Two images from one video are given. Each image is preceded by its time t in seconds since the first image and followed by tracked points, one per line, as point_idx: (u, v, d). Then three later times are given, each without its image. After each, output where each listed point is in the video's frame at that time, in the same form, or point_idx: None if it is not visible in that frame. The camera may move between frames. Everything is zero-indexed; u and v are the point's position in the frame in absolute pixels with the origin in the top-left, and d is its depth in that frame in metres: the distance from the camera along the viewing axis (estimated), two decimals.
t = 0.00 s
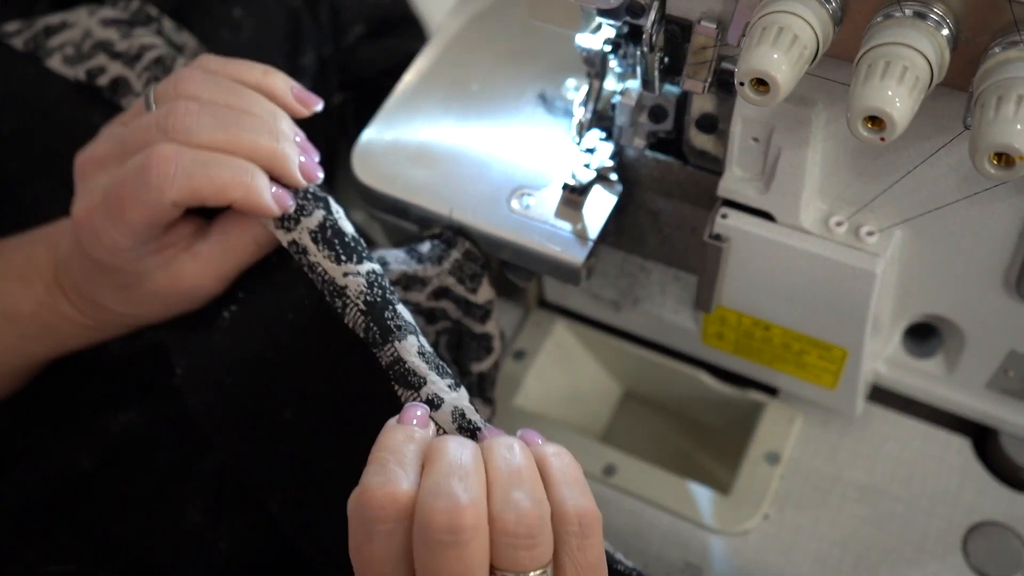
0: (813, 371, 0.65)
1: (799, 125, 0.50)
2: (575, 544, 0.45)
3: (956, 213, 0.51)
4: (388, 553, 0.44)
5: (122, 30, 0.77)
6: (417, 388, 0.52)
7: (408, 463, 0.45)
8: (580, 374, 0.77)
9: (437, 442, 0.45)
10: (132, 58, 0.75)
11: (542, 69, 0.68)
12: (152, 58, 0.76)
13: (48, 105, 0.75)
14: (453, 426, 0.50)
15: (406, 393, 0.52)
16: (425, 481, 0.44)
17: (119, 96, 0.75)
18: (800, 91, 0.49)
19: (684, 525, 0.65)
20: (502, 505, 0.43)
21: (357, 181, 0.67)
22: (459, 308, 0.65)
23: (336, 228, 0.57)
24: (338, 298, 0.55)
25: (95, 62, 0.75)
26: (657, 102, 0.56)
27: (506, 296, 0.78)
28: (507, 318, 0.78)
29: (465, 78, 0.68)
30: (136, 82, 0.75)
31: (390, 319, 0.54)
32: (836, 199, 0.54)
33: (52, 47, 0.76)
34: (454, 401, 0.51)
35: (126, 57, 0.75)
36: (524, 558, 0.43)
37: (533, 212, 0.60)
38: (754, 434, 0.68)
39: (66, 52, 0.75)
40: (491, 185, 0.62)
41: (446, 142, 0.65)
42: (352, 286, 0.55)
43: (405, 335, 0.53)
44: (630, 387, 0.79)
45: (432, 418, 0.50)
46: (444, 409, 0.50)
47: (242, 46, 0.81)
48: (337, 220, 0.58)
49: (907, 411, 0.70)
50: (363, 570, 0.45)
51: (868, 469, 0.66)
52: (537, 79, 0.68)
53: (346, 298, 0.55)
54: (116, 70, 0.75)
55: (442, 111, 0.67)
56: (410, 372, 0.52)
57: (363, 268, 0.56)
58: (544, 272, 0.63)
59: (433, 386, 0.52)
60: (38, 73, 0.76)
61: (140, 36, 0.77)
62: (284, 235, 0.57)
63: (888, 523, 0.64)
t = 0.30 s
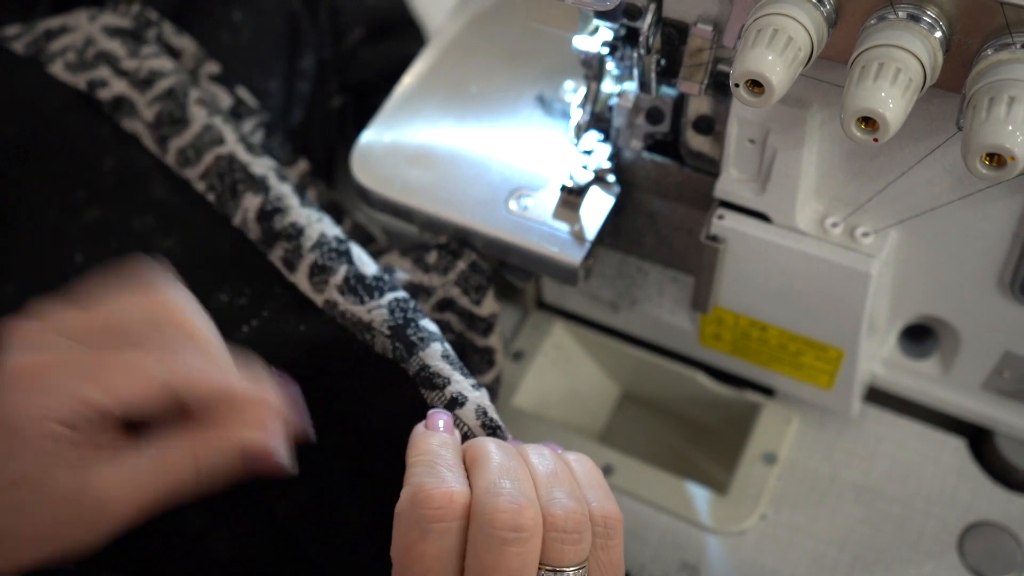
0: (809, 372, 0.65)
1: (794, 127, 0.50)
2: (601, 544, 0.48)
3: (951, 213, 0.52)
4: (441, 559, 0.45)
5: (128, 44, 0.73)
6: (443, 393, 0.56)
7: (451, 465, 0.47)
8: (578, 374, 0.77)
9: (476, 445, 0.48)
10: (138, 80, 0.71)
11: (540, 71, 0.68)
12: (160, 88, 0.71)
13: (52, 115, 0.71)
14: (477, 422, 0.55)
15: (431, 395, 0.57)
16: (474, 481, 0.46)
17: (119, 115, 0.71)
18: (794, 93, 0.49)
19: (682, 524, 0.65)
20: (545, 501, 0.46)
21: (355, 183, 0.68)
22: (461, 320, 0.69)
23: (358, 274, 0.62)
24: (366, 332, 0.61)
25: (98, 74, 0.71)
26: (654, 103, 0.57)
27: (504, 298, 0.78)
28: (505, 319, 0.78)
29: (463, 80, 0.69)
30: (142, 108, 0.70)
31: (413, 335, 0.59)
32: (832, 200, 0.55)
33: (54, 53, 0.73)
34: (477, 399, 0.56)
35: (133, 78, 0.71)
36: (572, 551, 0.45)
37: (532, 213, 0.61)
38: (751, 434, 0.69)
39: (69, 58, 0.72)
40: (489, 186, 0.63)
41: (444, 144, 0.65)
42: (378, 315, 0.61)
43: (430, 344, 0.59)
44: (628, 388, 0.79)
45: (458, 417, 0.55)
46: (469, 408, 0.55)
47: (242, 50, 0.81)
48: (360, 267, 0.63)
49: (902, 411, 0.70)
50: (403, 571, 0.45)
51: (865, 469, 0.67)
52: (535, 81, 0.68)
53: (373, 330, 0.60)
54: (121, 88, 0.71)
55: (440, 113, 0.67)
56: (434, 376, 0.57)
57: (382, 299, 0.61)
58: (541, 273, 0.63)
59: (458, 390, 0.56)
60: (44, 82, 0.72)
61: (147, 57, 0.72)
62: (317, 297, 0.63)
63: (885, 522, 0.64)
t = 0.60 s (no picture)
0: (809, 373, 0.65)
1: (792, 128, 0.51)
2: (580, 546, 0.49)
3: (948, 214, 0.52)
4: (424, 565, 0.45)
5: (129, 46, 0.73)
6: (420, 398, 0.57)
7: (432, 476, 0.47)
8: (578, 376, 0.77)
9: (455, 451, 0.48)
10: (139, 82, 0.71)
11: (539, 74, 0.69)
12: (160, 89, 0.71)
13: (53, 117, 0.72)
14: (452, 432, 0.56)
15: (408, 401, 0.57)
16: (456, 489, 0.46)
17: (119, 116, 0.71)
18: (793, 95, 0.49)
19: (681, 524, 0.66)
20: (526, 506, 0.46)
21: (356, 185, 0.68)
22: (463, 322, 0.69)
23: (347, 278, 0.62)
24: (350, 333, 0.60)
25: (99, 75, 0.72)
26: (654, 105, 0.57)
27: (505, 299, 0.78)
28: (506, 321, 0.78)
29: (464, 82, 0.69)
30: (141, 109, 0.70)
31: (398, 339, 0.59)
32: (831, 201, 0.55)
33: (56, 55, 0.73)
34: (454, 408, 0.57)
35: (133, 79, 0.71)
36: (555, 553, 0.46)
37: (532, 215, 0.61)
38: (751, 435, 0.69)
39: (69, 60, 0.72)
40: (490, 188, 0.63)
41: (445, 145, 0.65)
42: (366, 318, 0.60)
43: (413, 351, 0.58)
44: (627, 390, 0.79)
45: (433, 424, 0.56)
46: (445, 416, 0.56)
47: (244, 52, 0.82)
48: (350, 272, 0.62)
49: (901, 412, 0.71)
50: None
51: (864, 470, 0.67)
52: (535, 83, 0.68)
53: (358, 331, 0.59)
54: (121, 90, 0.71)
55: (441, 115, 0.67)
56: (415, 380, 0.57)
57: (371, 303, 0.61)
58: (541, 274, 0.64)
59: (438, 395, 0.57)
60: (45, 84, 0.73)
61: (148, 58, 0.73)
62: (302, 295, 0.62)
63: (885, 523, 0.64)
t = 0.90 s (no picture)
0: (811, 374, 0.65)
1: (795, 128, 0.50)
2: None
3: (951, 215, 0.52)
4: None
5: (127, 46, 0.74)
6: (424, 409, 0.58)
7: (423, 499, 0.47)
8: (580, 377, 0.77)
9: (448, 468, 0.49)
10: (137, 82, 0.72)
11: (541, 75, 0.69)
12: (157, 89, 0.71)
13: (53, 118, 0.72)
14: (455, 441, 0.58)
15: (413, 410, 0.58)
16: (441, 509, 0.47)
17: (118, 116, 0.71)
18: (795, 96, 0.49)
19: (684, 526, 0.65)
20: (513, 536, 0.47)
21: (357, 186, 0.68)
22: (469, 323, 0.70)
23: (348, 277, 0.62)
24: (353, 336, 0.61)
25: (97, 74, 0.72)
26: (656, 105, 0.57)
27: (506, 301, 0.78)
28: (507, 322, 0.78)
29: (466, 84, 0.69)
30: (139, 109, 0.71)
31: (402, 341, 0.60)
32: (833, 202, 0.55)
33: (56, 57, 0.73)
34: (455, 419, 0.58)
35: (131, 79, 0.72)
36: None
37: (534, 216, 0.61)
38: (754, 435, 0.69)
39: (71, 62, 0.73)
40: (491, 189, 0.63)
41: (446, 147, 0.65)
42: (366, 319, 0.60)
43: (419, 356, 0.59)
44: (629, 391, 0.79)
45: (437, 433, 0.57)
46: (448, 429, 0.57)
47: (244, 53, 0.81)
48: (350, 272, 0.62)
49: (904, 414, 0.71)
50: None
51: (866, 471, 0.67)
52: (537, 84, 0.68)
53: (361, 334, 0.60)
54: (118, 89, 0.71)
55: (442, 116, 0.67)
56: (419, 391, 0.58)
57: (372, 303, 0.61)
58: (542, 275, 0.63)
59: (441, 405, 0.58)
60: (45, 85, 0.73)
61: (147, 59, 0.73)
62: (301, 292, 0.62)
63: (887, 524, 0.64)
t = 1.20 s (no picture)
0: (814, 363, 0.65)
1: (800, 114, 0.50)
2: None
3: (956, 200, 0.52)
4: None
5: (126, 35, 0.73)
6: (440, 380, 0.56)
7: (434, 509, 0.53)
8: (582, 367, 0.77)
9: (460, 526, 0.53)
10: (137, 71, 0.71)
11: (543, 62, 0.68)
12: (160, 78, 0.71)
13: (51, 107, 0.71)
14: (473, 413, 0.56)
15: (428, 383, 0.56)
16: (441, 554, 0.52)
17: (117, 105, 0.70)
18: (800, 80, 0.49)
19: (685, 515, 0.65)
20: None
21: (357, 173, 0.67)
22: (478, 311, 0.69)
23: (355, 263, 0.61)
24: (362, 318, 0.59)
25: (97, 63, 0.71)
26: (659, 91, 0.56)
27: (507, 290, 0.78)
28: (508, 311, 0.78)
29: (466, 70, 0.69)
30: (139, 98, 0.70)
31: (414, 320, 0.58)
32: (837, 188, 0.55)
33: (53, 44, 0.73)
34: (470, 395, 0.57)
35: (131, 68, 0.71)
36: None
37: (535, 203, 0.60)
38: (756, 425, 0.68)
39: (68, 49, 0.72)
40: (492, 176, 0.62)
41: (446, 134, 0.65)
42: (375, 303, 0.59)
43: (430, 332, 0.58)
44: (630, 380, 0.79)
45: (457, 405, 0.55)
46: (466, 402, 0.56)
47: (244, 41, 0.80)
48: (357, 259, 0.61)
49: (907, 402, 0.70)
50: None
51: (870, 460, 0.67)
52: (539, 70, 0.68)
53: (371, 315, 0.59)
54: (119, 78, 0.71)
55: (443, 103, 0.67)
56: (434, 364, 0.56)
57: (381, 286, 0.60)
58: (543, 264, 0.63)
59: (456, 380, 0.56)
60: (43, 74, 0.72)
61: (147, 47, 0.72)
62: (308, 276, 0.61)
63: (890, 513, 0.64)
